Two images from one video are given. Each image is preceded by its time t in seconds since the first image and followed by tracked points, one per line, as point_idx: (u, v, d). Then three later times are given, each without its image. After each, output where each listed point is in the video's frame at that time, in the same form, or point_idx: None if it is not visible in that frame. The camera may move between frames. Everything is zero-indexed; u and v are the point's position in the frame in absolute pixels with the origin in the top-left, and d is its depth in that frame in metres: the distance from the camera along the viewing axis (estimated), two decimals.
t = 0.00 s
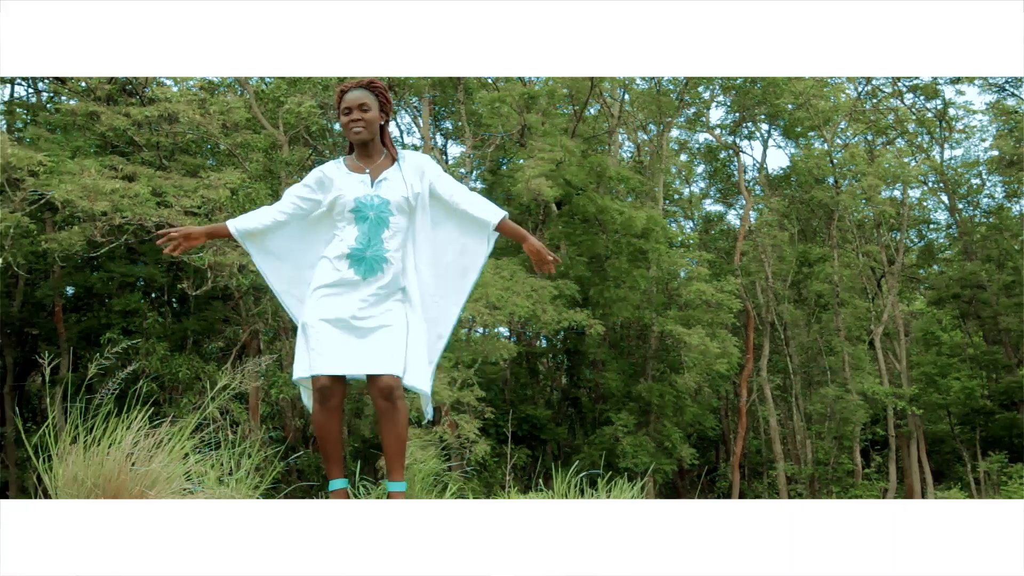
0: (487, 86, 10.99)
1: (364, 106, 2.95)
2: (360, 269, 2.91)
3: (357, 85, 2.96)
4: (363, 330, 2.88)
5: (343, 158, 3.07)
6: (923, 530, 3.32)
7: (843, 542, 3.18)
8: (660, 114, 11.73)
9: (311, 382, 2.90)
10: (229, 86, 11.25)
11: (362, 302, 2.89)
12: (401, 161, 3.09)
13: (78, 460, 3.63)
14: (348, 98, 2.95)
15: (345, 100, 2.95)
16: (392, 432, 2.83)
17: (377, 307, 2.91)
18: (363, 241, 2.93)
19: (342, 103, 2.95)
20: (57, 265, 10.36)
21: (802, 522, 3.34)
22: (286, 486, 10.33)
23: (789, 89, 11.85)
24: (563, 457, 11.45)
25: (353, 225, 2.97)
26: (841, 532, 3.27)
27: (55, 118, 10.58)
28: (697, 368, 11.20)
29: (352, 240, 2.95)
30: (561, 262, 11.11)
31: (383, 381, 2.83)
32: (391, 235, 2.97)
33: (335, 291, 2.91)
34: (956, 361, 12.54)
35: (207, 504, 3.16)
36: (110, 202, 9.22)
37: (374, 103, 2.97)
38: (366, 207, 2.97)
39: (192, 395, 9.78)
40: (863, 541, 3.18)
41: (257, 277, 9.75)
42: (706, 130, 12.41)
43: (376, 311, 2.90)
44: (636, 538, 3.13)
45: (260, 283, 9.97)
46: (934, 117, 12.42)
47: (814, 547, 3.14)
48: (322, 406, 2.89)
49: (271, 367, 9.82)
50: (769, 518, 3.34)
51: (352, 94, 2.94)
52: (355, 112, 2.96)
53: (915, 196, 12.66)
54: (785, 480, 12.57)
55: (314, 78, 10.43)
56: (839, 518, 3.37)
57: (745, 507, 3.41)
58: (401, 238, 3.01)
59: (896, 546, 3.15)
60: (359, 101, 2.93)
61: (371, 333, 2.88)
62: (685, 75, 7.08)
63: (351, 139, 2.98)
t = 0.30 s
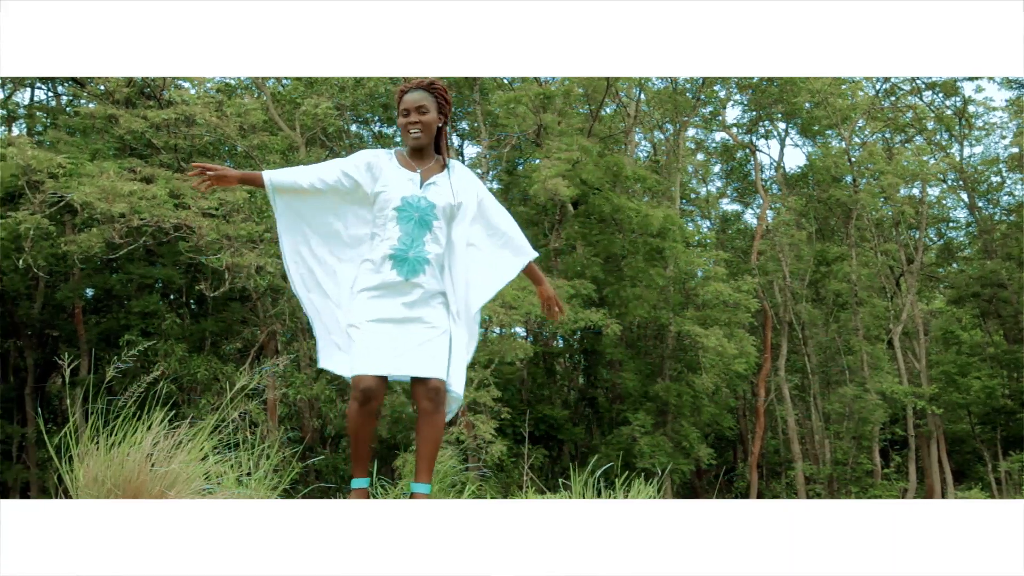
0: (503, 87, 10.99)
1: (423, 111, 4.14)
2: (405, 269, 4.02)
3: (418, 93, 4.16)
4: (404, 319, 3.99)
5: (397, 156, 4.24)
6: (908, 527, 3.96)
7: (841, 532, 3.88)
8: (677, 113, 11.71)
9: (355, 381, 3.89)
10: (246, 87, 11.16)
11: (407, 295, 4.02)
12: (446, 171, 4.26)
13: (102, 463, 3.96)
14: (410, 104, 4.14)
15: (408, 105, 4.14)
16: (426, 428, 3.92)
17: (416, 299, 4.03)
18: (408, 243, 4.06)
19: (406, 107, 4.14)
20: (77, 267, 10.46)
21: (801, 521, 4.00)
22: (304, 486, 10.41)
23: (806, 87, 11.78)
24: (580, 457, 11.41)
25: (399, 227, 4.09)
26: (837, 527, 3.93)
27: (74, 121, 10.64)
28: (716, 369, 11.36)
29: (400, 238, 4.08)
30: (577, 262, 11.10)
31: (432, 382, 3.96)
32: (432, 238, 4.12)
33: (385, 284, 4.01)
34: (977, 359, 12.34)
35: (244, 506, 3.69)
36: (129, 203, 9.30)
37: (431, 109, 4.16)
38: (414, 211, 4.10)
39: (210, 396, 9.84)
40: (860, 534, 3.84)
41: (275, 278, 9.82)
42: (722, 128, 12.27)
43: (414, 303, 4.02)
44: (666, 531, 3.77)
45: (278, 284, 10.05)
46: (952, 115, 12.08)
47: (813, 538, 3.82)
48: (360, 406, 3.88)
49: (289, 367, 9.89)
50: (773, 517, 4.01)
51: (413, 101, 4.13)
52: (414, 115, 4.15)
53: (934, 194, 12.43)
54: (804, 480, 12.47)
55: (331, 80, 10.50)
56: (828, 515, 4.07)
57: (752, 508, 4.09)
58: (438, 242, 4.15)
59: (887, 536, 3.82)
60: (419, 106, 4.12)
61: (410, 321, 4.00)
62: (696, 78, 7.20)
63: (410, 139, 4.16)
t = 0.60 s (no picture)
0: (532, 87, 10.98)
1: (478, 119, 3.86)
2: (453, 266, 3.76)
3: (474, 99, 3.87)
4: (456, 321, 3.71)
5: (446, 157, 3.98)
6: (906, 526, 3.98)
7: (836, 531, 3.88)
8: (706, 111, 11.66)
9: (422, 384, 3.61)
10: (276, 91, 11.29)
11: (456, 295, 3.74)
12: (492, 175, 4.01)
13: (134, 462, 3.98)
14: (465, 109, 3.85)
15: (463, 110, 3.85)
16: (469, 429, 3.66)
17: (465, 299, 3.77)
18: (455, 240, 3.81)
19: (461, 112, 3.85)
20: (112, 270, 10.57)
21: (802, 525, 3.95)
22: (336, 486, 10.45)
23: (837, 84, 11.67)
24: (611, 458, 11.38)
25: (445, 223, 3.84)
26: (835, 526, 3.94)
27: (108, 126, 10.77)
28: (747, 368, 11.15)
29: (446, 236, 3.83)
30: (607, 261, 11.05)
31: (474, 385, 3.70)
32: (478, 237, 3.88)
33: (433, 284, 3.74)
34: (1015, 357, 12.16)
35: (280, 509, 3.70)
36: (161, 207, 9.38)
37: (485, 117, 3.89)
38: (460, 209, 3.87)
39: (244, 397, 9.91)
40: (861, 541, 3.75)
41: (306, 279, 9.86)
42: (752, 127, 12.21)
43: (464, 305, 3.75)
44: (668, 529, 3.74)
45: (309, 285, 10.11)
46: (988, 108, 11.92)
47: (812, 538, 3.81)
48: (431, 407, 3.58)
49: (320, 369, 9.94)
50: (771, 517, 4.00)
51: (469, 106, 3.84)
52: (469, 121, 3.86)
53: (969, 190, 12.16)
54: (838, 481, 12.38)
55: (360, 82, 10.55)
56: (824, 513, 4.08)
57: (750, 507, 4.08)
58: (483, 243, 3.92)
59: (882, 535, 3.83)
60: (475, 113, 3.84)
61: (462, 323, 3.72)
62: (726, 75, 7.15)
63: (460, 145, 3.89)
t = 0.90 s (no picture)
0: (548, 87, 10.99)
1: (508, 127, 3.53)
2: (479, 270, 3.45)
3: (508, 106, 3.55)
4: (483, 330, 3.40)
5: (464, 157, 3.62)
6: (911, 528, 3.88)
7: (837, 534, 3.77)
8: (723, 110, 11.62)
9: (438, 385, 3.31)
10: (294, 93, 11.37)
11: (482, 302, 3.42)
12: (509, 182, 3.68)
13: (154, 463, 4.00)
14: (497, 115, 3.53)
15: (494, 116, 3.53)
16: (488, 428, 3.41)
17: (491, 306, 3.45)
18: (481, 243, 3.48)
19: (491, 117, 3.53)
20: (131, 272, 10.65)
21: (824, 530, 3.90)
22: (354, 487, 10.49)
23: (854, 82, 11.60)
24: (629, 458, 11.36)
25: (470, 225, 3.49)
26: (836, 529, 3.83)
27: (128, 129, 10.85)
28: (765, 368, 11.09)
29: (471, 238, 3.48)
30: (624, 261, 11.06)
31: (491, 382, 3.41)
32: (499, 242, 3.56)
33: (459, 289, 3.41)
34: None
35: (290, 505, 3.69)
36: (180, 208, 9.45)
37: (516, 127, 3.56)
38: (484, 211, 3.53)
39: (261, 398, 9.95)
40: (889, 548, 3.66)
41: (324, 280, 9.90)
42: (769, 126, 12.15)
43: (491, 313, 3.44)
44: (661, 531, 3.66)
45: (326, 286, 10.15)
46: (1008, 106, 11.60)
47: (811, 541, 3.70)
48: (447, 408, 3.30)
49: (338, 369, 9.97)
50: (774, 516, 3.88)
51: (501, 113, 3.51)
52: (498, 128, 3.53)
53: (990, 188, 12.04)
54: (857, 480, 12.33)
55: (376, 83, 10.59)
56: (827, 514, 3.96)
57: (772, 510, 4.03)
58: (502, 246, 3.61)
59: (885, 541, 3.71)
60: (506, 121, 3.51)
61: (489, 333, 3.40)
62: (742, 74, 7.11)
63: (483, 150, 3.55)
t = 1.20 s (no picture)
0: (571, 86, 10.97)
1: (526, 125, 3.59)
2: (501, 263, 3.42)
3: (529, 105, 3.61)
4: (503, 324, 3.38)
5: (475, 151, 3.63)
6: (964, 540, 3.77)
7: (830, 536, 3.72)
8: (748, 107, 11.54)
9: (451, 384, 3.32)
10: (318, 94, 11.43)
11: (504, 295, 3.40)
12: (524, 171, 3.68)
13: (182, 463, 4.04)
14: (519, 112, 3.58)
15: (515, 111, 3.57)
16: (506, 424, 3.38)
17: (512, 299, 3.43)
18: (501, 233, 3.46)
19: (512, 112, 3.57)
20: (158, 273, 10.74)
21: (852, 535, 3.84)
22: (380, 487, 10.52)
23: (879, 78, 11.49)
24: (654, 458, 11.34)
25: (489, 216, 3.48)
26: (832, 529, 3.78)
27: (154, 131, 10.95)
28: (791, 366, 11.01)
29: (491, 229, 3.46)
30: (647, 260, 11.03)
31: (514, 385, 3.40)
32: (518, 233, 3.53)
33: (479, 282, 3.40)
34: None
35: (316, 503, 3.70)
36: (206, 210, 9.53)
37: (531, 126, 3.62)
38: (503, 200, 3.52)
39: (287, 398, 9.99)
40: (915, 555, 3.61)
41: (348, 281, 9.94)
42: (793, 123, 12.06)
43: (513, 307, 3.41)
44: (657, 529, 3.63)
45: (350, 287, 10.18)
46: None
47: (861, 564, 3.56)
48: (458, 408, 3.31)
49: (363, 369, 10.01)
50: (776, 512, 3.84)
51: (523, 109, 3.56)
52: (516, 123, 3.58)
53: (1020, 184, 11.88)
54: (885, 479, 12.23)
55: (399, 83, 10.61)
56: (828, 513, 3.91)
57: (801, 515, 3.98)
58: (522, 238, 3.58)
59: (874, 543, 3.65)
60: (527, 119, 3.56)
61: (510, 326, 3.39)
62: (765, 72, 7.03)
63: (497, 143, 3.57)
